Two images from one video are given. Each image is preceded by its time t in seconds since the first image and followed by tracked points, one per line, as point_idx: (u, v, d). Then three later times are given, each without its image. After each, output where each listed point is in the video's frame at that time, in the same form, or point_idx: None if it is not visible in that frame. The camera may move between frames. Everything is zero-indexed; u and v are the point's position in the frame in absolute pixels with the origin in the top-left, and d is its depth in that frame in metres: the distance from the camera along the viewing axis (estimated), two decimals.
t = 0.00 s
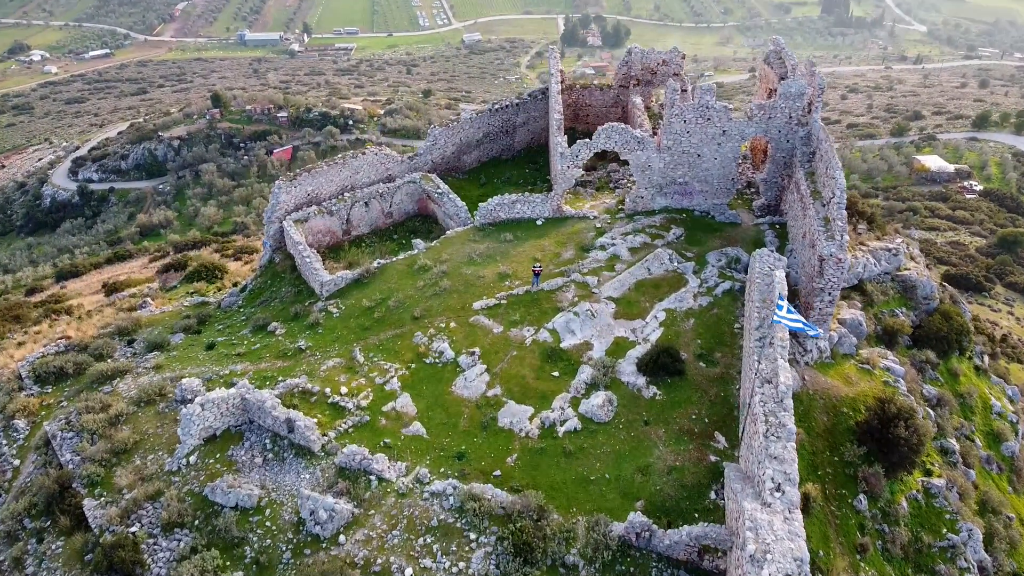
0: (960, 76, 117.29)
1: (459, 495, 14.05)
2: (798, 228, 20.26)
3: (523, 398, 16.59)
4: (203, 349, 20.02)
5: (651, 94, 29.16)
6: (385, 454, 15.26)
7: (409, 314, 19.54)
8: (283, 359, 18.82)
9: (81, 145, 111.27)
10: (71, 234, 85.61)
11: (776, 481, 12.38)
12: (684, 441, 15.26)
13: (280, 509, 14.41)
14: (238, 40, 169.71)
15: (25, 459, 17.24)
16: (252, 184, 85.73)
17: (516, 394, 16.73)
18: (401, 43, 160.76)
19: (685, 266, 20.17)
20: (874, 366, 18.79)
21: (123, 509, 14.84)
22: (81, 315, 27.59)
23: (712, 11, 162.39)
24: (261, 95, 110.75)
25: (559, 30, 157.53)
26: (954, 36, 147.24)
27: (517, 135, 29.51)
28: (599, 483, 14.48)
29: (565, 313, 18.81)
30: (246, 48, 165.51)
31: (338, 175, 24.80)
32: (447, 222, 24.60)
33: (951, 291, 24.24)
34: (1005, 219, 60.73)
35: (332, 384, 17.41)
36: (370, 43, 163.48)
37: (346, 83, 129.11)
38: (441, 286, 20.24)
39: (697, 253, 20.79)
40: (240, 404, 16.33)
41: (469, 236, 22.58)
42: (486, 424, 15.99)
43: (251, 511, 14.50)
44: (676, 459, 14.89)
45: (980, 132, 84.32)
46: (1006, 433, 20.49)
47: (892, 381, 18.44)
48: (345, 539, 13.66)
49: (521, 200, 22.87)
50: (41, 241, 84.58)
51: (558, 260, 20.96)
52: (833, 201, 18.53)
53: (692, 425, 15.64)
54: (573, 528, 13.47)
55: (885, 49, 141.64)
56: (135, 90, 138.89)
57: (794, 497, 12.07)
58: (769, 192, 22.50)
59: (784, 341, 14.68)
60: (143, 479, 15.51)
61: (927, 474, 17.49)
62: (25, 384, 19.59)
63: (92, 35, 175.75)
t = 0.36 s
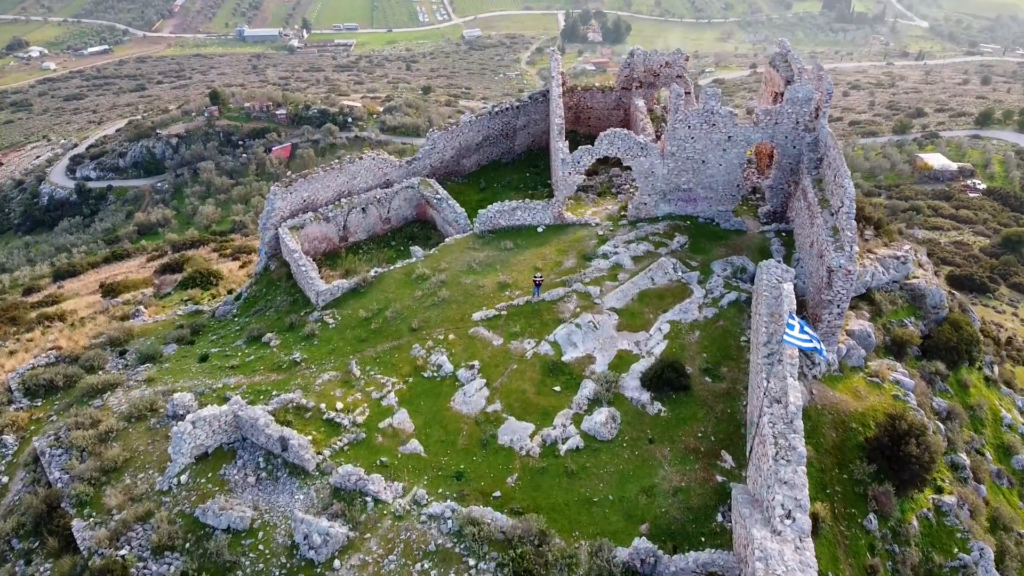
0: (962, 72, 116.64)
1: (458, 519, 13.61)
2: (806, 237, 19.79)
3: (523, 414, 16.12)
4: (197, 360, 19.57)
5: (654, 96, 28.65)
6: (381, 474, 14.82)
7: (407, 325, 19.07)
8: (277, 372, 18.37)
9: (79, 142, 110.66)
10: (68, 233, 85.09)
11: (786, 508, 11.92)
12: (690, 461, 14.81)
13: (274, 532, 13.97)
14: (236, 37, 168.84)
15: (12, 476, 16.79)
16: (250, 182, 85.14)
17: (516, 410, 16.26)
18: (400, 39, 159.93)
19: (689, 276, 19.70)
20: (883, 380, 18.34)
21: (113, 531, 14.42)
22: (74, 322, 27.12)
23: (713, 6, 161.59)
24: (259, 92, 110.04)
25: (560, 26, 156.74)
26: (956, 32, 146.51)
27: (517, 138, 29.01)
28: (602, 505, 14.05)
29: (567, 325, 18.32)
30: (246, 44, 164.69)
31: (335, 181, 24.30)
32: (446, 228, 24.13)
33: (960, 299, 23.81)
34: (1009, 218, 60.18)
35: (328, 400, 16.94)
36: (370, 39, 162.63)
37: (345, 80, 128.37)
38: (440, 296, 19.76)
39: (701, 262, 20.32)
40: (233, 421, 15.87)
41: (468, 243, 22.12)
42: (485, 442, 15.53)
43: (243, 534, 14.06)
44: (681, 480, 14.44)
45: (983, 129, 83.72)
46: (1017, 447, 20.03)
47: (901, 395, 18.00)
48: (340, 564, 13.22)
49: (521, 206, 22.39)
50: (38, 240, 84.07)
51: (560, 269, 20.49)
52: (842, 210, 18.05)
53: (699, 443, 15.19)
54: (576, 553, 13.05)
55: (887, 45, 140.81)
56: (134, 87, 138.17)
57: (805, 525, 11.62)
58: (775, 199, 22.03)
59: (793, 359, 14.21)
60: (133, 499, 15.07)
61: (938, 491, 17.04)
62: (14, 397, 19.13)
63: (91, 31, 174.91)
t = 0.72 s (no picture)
0: (965, 65, 115.73)
1: (456, 542, 13.21)
2: (814, 244, 19.29)
3: (524, 429, 15.65)
4: (189, 370, 19.15)
5: (657, 95, 28.06)
6: (377, 493, 14.39)
7: (405, 334, 18.60)
8: (271, 383, 17.93)
9: (76, 136, 109.92)
10: (66, 228, 84.55)
11: (797, 534, 11.45)
12: (695, 479, 14.39)
13: (266, 553, 13.58)
14: (235, 29, 167.50)
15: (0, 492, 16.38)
16: (249, 177, 84.49)
17: (517, 424, 15.80)
18: (400, 32, 158.73)
19: (694, 284, 19.21)
20: (892, 391, 17.91)
21: (101, 552, 14.01)
22: (67, 326, 26.68)
23: None
24: (258, 86, 109.17)
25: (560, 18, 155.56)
26: (958, 24, 145.36)
27: (518, 138, 28.48)
28: (605, 525, 13.63)
29: (568, 335, 17.83)
30: (244, 37, 163.50)
31: (332, 184, 23.79)
32: (445, 232, 23.63)
33: (969, 305, 23.38)
34: (1013, 214, 59.60)
35: (323, 413, 16.49)
36: (369, 31, 161.40)
37: (344, 73, 127.42)
38: (438, 304, 19.28)
39: (706, 268, 19.85)
40: (226, 437, 15.43)
41: (467, 249, 21.63)
42: (484, 458, 15.09)
43: (235, 555, 13.66)
44: (687, 499, 14.01)
45: (986, 124, 83.01)
46: None
47: (912, 407, 17.56)
48: None
49: (522, 211, 21.89)
50: (36, 235, 83.53)
51: (561, 276, 20.00)
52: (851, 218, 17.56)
53: (705, 460, 14.76)
54: None
55: (890, 38, 139.73)
56: (131, 80, 137.18)
57: (816, 552, 11.16)
58: (782, 203, 21.55)
59: (803, 376, 13.75)
60: (122, 517, 14.66)
61: (948, 506, 16.60)
62: (3, 408, 18.69)
63: (88, 23, 173.64)
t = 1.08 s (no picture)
0: (968, 58, 114.77)
1: (454, 564, 12.82)
2: (822, 250, 18.85)
3: (525, 444, 15.22)
4: (182, 379, 18.74)
5: (660, 94, 27.53)
6: (373, 511, 13.99)
7: (402, 343, 18.17)
8: (266, 394, 17.52)
9: (75, 130, 109.26)
10: (64, 224, 84.05)
11: (808, 559, 11.00)
12: (701, 497, 13.98)
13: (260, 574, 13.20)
14: (234, 21, 166.47)
15: None
16: (247, 171, 83.84)
17: (518, 438, 15.37)
18: (399, 24, 157.68)
19: (699, 291, 18.75)
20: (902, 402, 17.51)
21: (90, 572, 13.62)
22: (60, 330, 26.27)
23: None
24: (256, 79, 108.44)
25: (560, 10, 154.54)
26: (960, 17, 144.32)
27: (518, 139, 28.00)
28: (609, 546, 13.24)
29: (571, 344, 17.39)
30: (243, 29, 162.33)
31: (328, 186, 23.33)
32: (444, 235, 23.16)
33: (977, 310, 22.97)
34: (1017, 210, 59.06)
35: (318, 426, 16.07)
36: (369, 23, 160.29)
37: (343, 66, 126.53)
38: (437, 312, 18.83)
39: (711, 275, 19.41)
40: (218, 452, 15.02)
41: (466, 254, 21.17)
42: (484, 474, 14.67)
43: None
44: (693, 518, 13.61)
45: (990, 118, 82.32)
46: None
47: (921, 418, 17.16)
48: None
49: (522, 215, 21.40)
50: (34, 230, 83.03)
51: (563, 283, 19.56)
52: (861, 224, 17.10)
53: (711, 476, 14.36)
54: None
55: (892, 30, 138.69)
56: (130, 72, 136.32)
57: None
58: (788, 207, 21.10)
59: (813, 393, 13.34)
60: (112, 535, 14.27)
61: (959, 521, 16.15)
62: None
63: (87, 16, 172.65)
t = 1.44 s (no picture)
0: (970, 50, 113.72)
1: None
2: (831, 257, 18.33)
3: (526, 460, 14.75)
4: (174, 390, 18.29)
5: (663, 93, 26.94)
6: (368, 532, 13.57)
7: (399, 353, 17.69)
8: (259, 406, 17.07)
9: (72, 122, 108.42)
10: (62, 217, 83.45)
11: None
12: (708, 517, 13.55)
13: None
14: (232, 11, 165.08)
15: None
16: (245, 165, 83.07)
17: (518, 454, 14.91)
18: (399, 14, 156.24)
19: (704, 299, 18.25)
20: (912, 414, 17.10)
21: None
22: (52, 334, 25.79)
23: None
24: (254, 71, 107.50)
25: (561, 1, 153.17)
26: (963, 7, 142.94)
27: (518, 138, 27.44)
28: (611, 569, 12.84)
29: (572, 355, 16.91)
30: (242, 19, 160.99)
31: (324, 189, 22.79)
32: (443, 238, 22.64)
33: (987, 316, 22.52)
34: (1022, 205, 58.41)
35: (312, 440, 15.63)
36: (368, 13, 158.82)
37: (342, 56, 125.39)
38: (435, 321, 18.33)
39: (717, 281, 18.91)
40: (209, 468, 14.58)
41: (465, 259, 20.65)
42: (483, 493, 14.22)
43: None
44: (699, 540, 13.19)
45: (993, 111, 81.51)
46: None
47: (932, 431, 16.76)
48: None
49: (523, 219, 20.84)
50: (31, 224, 82.40)
51: (564, 290, 19.08)
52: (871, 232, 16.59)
53: (717, 495, 13.92)
54: None
55: (894, 20, 137.42)
56: (128, 63, 135.24)
57: None
58: (795, 211, 20.59)
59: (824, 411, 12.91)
60: (101, 556, 13.85)
61: (970, 538, 15.68)
62: None
63: (85, 6, 171.31)
